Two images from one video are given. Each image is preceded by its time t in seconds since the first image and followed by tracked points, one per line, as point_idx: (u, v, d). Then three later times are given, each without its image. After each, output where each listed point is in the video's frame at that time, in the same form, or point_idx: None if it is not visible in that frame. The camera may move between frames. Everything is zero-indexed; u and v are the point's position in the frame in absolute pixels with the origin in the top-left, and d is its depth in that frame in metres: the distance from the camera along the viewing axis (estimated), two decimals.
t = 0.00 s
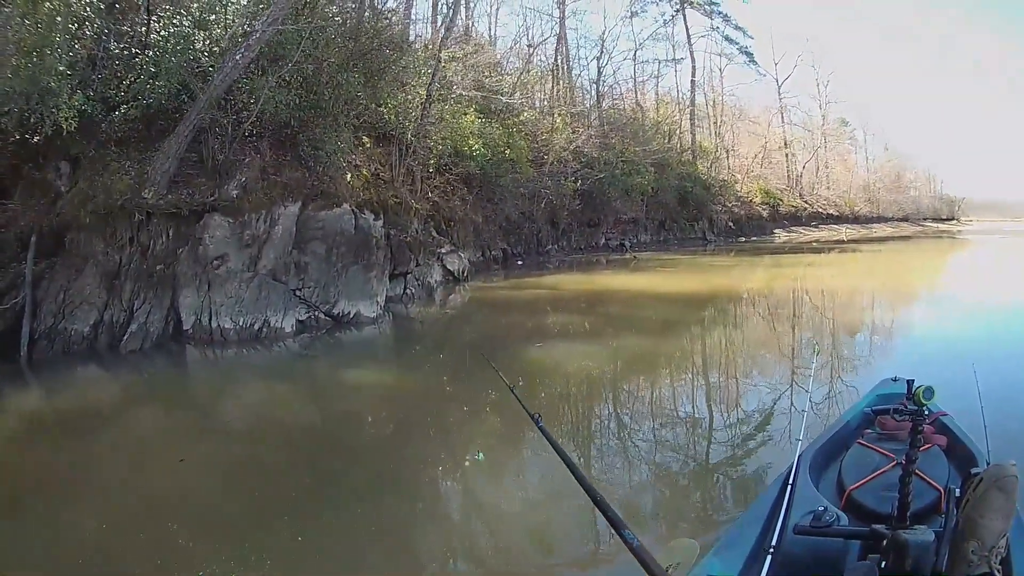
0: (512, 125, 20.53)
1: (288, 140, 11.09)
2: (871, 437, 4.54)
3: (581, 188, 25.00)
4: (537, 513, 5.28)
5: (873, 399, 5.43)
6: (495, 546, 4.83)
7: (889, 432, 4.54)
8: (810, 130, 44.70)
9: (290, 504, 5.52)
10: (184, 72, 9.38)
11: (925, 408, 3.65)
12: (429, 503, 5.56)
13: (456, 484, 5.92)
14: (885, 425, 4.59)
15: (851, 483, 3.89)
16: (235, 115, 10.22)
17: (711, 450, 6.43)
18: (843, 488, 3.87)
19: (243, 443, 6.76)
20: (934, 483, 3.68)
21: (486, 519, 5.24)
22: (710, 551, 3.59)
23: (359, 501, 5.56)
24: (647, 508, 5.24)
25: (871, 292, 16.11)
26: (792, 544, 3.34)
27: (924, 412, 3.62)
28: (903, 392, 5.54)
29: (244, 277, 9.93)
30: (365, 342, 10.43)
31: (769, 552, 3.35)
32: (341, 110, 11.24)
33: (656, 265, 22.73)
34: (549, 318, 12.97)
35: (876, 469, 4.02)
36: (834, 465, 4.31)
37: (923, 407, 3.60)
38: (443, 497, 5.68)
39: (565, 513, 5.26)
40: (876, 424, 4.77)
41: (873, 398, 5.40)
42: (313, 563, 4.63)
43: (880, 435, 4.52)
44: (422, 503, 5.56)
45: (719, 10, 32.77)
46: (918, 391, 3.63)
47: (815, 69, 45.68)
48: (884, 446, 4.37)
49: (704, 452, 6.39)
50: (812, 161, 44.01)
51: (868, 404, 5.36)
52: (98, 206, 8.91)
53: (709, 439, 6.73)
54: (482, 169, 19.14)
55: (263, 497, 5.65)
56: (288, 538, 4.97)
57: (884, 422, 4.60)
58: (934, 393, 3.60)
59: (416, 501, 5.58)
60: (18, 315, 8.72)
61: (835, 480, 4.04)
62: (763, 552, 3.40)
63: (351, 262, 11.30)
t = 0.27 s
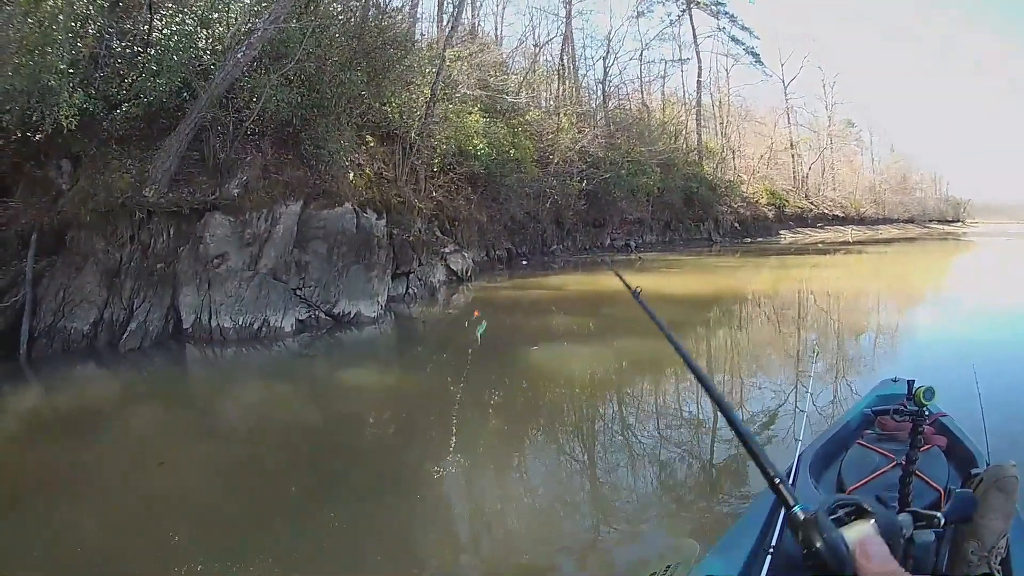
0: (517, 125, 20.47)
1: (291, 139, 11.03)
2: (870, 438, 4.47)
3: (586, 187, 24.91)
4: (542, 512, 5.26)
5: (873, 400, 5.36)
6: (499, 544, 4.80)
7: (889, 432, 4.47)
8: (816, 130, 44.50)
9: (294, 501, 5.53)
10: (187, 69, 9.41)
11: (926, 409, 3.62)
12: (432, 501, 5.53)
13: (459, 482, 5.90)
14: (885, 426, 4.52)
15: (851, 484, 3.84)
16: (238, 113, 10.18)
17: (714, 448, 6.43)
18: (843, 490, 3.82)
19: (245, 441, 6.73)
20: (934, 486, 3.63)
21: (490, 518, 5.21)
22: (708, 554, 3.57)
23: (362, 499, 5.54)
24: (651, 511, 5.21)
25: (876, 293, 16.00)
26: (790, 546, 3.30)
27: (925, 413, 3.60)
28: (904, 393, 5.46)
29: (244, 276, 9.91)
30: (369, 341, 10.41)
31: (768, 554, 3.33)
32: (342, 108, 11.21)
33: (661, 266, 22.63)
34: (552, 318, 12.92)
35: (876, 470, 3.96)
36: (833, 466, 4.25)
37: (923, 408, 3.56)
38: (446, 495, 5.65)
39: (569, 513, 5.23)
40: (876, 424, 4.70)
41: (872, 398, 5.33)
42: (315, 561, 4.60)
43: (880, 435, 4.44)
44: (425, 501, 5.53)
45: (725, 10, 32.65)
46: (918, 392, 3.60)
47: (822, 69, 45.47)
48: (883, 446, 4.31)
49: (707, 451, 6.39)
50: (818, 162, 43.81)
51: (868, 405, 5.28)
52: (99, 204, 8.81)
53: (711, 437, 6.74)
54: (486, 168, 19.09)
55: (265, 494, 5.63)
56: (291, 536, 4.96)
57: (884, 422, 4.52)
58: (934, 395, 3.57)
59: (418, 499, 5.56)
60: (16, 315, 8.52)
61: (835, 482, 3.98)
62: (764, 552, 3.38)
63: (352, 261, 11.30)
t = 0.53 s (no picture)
0: (523, 117, 20.34)
1: (292, 130, 10.96)
2: (871, 434, 4.39)
3: (592, 180, 24.74)
4: (547, 505, 5.22)
5: (873, 396, 5.27)
6: (507, 539, 4.75)
7: (889, 428, 4.38)
8: (823, 126, 44.20)
9: (296, 495, 5.49)
10: (188, 59, 9.40)
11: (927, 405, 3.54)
12: (436, 495, 5.49)
13: (463, 475, 5.85)
14: (886, 422, 4.43)
15: (851, 480, 3.75)
16: (238, 103, 10.14)
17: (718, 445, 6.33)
18: (844, 486, 3.74)
19: (247, 435, 6.66)
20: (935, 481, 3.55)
21: (496, 511, 5.16)
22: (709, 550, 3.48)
23: (366, 494, 5.49)
24: (654, 503, 5.17)
25: (881, 290, 15.89)
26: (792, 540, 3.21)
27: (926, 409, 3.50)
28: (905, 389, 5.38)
29: (244, 267, 9.87)
30: (371, 333, 10.36)
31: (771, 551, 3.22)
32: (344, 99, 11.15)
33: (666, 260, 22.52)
34: (555, 312, 12.86)
35: (877, 466, 3.87)
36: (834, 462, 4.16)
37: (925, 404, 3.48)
38: (451, 488, 5.60)
39: (575, 506, 5.19)
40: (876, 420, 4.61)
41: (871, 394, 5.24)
42: (317, 558, 4.55)
43: (880, 431, 4.35)
44: (430, 495, 5.48)
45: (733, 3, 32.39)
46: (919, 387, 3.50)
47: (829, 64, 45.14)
48: (884, 442, 4.22)
49: (711, 446, 6.30)
50: (825, 157, 43.55)
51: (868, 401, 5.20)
52: (99, 195, 8.81)
53: (716, 433, 6.66)
54: (491, 161, 18.98)
55: (269, 489, 5.59)
56: (296, 533, 4.90)
57: (885, 418, 4.44)
58: (935, 391, 3.49)
59: (425, 493, 5.52)
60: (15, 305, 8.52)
61: (836, 478, 3.89)
62: (765, 550, 3.30)
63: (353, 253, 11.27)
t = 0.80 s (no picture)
0: (526, 115, 20.26)
1: (293, 128, 10.90)
2: (870, 433, 4.30)
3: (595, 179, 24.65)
4: (553, 506, 5.16)
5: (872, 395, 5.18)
6: (510, 539, 4.70)
7: (889, 428, 4.29)
8: (828, 124, 44.00)
9: (299, 495, 5.44)
10: (187, 58, 9.31)
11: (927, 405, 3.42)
12: (439, 495, 5.43)
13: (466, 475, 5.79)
14: (885, 421, 4.34)
15: (851, 480, 3.67)
16: (237, 101, 10.09)
17: (722, 446, 6.23)
18: (843, 485, 3.66)
19: (246, 434, 6.62)
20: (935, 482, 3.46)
21: (500, 511, 5.11)
22: (707, 550, 3.42)
23: (369, 493, 5.44)
24: (658, 504, 5.09)
25: (886, 289, 15.78)
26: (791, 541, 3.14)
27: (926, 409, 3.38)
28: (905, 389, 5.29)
29: (242, 266, 9.82)
30: (371, 332, 10.32)
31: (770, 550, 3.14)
32: (345, 97, 11.06)
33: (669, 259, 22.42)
34: (557, 310, 12.80)
35: (877, 465, 3.79)
36: (833, 461, 4.08)
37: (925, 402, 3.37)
38: (454, 488, 5.55)
39: (580, 506, 5.13)
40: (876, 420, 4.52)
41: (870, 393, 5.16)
42: (317, 558, 4.50)
43: (880, 431, 4.27)
44: (433, 496, 5.43)
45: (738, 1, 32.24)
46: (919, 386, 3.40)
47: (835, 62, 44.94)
48: (883, 442, 4.13)
49: (715, 446, 6.22)
50: (829, 156, 43.37)
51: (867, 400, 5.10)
52: (98, 194, 8.77)
53: (720, 434, 6.55)
54: (493, 159, 18.92)
55: (271, 488, 5.54)
56: (297, 531, 4.86)
57: (884, 418, 4.35)
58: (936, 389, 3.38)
59: (428, 493, 5.46)
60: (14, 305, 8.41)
61: (835, 478, 3.81)
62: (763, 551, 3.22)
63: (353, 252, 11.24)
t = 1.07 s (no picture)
0: (527, 119, 20.24)
1: (292, 135, 10.86)
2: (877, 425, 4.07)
3: (598, 182, 24.59)
4: (557, 510, 5.13)
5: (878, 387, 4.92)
6: (515, 546, 4.63)
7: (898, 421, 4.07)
8: (831, 123, 43.90)
9: (301, 502, 5.42)
10: (183, 66, 9.33)
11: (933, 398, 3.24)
12: (443, 501, 5.40)
13: (470, 480, 5.75)
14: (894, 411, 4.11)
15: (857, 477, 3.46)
16: (233, 109, 10.09)
17: (728, 448, 6.15)
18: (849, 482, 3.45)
19: (246, 443, 6.57)
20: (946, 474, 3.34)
21: (504, 515, 5.08)
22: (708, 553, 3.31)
23: (372, 500, 5.41)
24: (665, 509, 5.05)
25: (892, 287, 15.68)
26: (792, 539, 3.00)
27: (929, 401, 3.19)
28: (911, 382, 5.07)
29: (240, 275, 9.73)
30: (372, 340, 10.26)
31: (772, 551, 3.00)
32: (342, 103, 11.08)
33: (673, 261, 22.31)
34: (561, 314, 12.73)
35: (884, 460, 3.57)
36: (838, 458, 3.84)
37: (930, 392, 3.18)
38: (457, 493, 5.51)
39: (585, 509, 5.09)
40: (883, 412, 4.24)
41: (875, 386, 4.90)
42: (318, 567, 4.45)
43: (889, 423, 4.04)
44: (436, 502, 5.39)
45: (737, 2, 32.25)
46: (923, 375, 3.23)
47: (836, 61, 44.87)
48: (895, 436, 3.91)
49: (723, 449, 6.14)
50: (832, 155, 43.26)
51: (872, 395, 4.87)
52: (96, 205, 8.85)
53: (728, 438, 6.42)
54: (495, 163, 18.90)
55: (272, 496, 5.51)
56: (298, 538, 4.83)
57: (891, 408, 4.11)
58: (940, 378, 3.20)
59: (431, 499, 5.42)
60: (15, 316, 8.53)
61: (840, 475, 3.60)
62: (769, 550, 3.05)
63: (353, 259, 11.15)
